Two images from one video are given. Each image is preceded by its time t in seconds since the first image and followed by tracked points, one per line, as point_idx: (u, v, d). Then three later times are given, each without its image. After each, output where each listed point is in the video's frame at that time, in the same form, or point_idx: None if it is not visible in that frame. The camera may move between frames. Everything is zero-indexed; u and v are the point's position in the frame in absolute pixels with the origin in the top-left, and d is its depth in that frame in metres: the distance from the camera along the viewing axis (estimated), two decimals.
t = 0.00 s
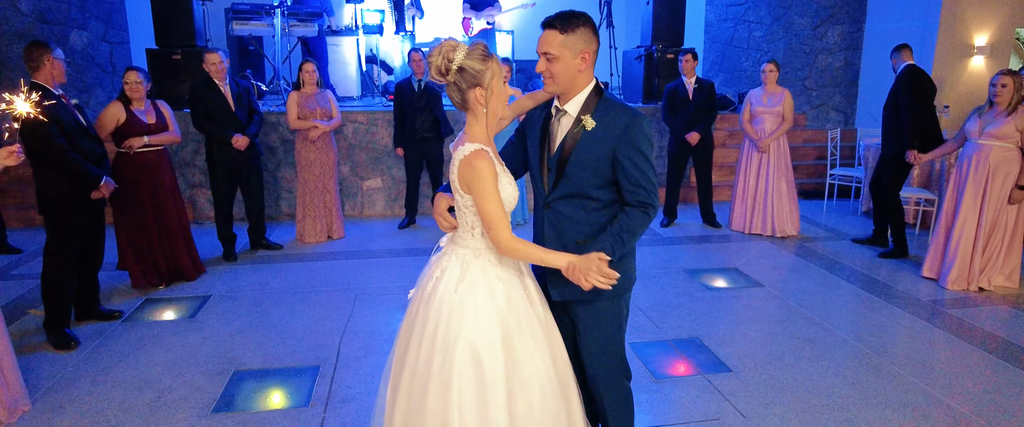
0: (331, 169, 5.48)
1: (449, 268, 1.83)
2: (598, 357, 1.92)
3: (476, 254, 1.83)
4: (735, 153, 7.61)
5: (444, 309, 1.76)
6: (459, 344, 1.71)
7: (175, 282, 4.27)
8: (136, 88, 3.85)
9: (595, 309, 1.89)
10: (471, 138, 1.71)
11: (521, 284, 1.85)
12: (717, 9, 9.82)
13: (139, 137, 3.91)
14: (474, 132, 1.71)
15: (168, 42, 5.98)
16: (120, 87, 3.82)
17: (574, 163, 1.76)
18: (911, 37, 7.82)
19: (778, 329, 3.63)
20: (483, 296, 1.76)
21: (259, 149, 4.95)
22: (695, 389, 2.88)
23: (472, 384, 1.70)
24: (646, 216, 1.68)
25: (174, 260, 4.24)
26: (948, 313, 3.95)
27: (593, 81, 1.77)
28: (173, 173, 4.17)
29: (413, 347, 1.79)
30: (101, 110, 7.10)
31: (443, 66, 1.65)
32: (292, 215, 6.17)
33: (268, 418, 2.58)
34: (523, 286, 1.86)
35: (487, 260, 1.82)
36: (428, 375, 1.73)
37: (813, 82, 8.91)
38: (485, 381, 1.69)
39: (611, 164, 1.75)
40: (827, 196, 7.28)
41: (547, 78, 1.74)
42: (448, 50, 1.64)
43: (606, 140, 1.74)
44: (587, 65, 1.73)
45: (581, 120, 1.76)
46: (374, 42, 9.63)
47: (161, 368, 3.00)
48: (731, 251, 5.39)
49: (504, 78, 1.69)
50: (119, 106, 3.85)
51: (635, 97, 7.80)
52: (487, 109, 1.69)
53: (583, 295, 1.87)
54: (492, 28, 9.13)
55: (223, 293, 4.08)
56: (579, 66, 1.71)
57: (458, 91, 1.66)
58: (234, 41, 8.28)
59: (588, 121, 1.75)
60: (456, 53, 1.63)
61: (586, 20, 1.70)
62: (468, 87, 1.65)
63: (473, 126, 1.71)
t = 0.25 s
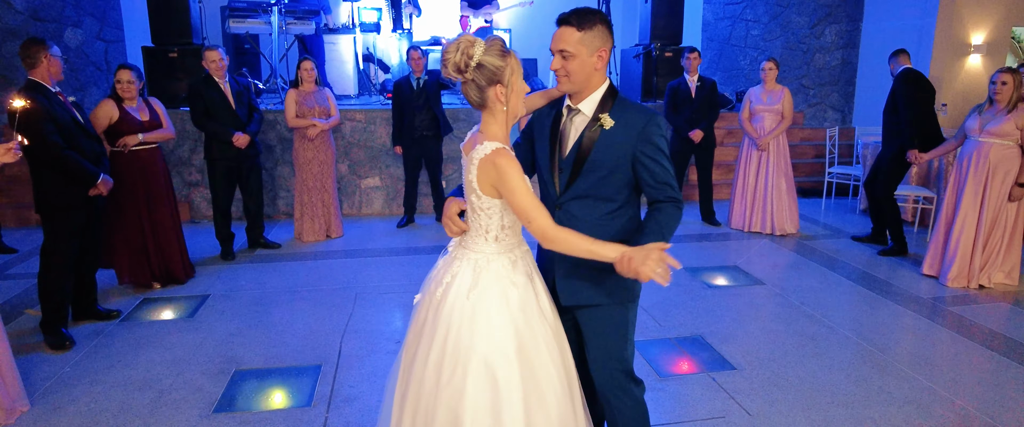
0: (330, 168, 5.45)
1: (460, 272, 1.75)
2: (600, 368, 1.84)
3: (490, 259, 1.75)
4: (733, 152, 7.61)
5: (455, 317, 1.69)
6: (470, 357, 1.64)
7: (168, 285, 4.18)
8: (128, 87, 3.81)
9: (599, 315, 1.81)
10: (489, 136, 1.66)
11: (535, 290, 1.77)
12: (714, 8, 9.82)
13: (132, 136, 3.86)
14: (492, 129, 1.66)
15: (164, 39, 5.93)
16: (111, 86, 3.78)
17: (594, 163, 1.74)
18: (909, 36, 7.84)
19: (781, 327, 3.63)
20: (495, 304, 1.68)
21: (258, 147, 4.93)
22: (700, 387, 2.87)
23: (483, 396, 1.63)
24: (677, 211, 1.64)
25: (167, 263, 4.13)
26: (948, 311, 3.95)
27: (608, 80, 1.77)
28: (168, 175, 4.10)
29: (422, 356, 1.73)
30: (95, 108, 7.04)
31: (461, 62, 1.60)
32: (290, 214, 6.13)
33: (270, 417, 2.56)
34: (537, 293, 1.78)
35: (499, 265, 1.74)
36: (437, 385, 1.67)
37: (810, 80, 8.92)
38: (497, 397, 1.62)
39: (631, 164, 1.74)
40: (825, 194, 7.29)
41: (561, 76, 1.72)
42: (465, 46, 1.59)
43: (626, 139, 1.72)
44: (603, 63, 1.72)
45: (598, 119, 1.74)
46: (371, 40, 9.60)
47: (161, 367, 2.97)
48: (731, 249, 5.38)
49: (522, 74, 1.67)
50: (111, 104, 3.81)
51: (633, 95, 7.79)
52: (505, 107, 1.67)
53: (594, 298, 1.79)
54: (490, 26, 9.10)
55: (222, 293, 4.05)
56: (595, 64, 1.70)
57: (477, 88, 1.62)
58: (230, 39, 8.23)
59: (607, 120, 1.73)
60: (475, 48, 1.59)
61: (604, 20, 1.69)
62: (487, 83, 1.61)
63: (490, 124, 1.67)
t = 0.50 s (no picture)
0: (327, 168, 5.43)
1: (489, 282, 1.68)
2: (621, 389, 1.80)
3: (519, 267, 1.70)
4: (730, 151, 7.63)
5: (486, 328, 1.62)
6: (506, 373, 1.58)
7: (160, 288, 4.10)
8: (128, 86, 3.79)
9: (621, 327, 1.76)
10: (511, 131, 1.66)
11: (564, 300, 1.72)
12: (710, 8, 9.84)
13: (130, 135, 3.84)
14: (514, 124, 1.66)
15: (161, 39, 5.90)
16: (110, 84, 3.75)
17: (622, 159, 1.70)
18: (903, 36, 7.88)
19: (781, 326, 3.64)
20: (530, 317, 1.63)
21: (258, 148, 4.92)
22: (702, 387, 2.88)
23: (514, 411, 1.57)
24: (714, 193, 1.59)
25: (159, 264, 4.07)
26: (946, 309, 3.97)
27: (628, 78, 1.75)
28: (165, 176, 4.07)
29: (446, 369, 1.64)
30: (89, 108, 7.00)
31: (480, 58, 1.59)
32: (287, 214, 6.11)
33: (271, 419, 2.54)
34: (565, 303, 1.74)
35: (529, 275, 1.69)
36: (467, 400, 1.60)
37: (806, 80, 8.95)
38: (536, 414, 1.57)
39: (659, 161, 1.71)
40: (821, 194, 7.31)
41: (580, 73, 1.71)
42: (484, 41, 1.58)
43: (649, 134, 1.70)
44: (623, 61, 1.71)
45: (621, 115, 1.71)
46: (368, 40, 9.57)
47: (160, 369, 2.95)
48: (728, 249, 5.39)
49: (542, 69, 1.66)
50: (109, 103, 3.79)
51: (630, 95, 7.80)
52: (526, 102, 1.65)
53: (605, 305, 1.74)
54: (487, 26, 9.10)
55: (220, 293, 4.03)
56: (615, 61, 1.69)
57: (497, 83, 1.60)
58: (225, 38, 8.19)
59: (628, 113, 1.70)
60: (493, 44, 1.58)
61: (623, 16, 1.69)
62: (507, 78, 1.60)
63: (510, 119, 1.66)
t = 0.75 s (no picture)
0: (322, 169, 5.42)
1: (509, 284, 1.68)
2: (641, 399, 1.69)
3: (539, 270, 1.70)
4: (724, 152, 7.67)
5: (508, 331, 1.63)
6: (537, 376, 1.59)
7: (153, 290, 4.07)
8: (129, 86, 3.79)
9: (646, 335, 1.65)
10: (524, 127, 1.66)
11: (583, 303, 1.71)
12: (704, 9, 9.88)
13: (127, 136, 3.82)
14: (525, 120, 1.66)
15: (154, 40, 5.87)
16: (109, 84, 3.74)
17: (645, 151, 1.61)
18: (895, 37, 7.94)
19: (777, 326, 3.66)
20: (552, 319, 1.63)
21: (254, 150, 4.92)
22: (699, 386, 2.89)
23: (538, 413, 1.58)
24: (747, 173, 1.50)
25: (153, 265, 4.04)
26: (940, 308, 4.00)
27: (647, 74, 1.71)
28: (162, 175, 4.08)
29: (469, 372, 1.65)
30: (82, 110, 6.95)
31: (488, 54, 1.60)
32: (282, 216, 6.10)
33: (269, 421, 2.54)
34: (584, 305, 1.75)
35: (547, 278, 1.69)
36: (490, 403, 1.60)
37: (799, 81, 8.99)
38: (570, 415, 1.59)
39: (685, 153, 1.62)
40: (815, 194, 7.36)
41: (596, 70, 1.68)
42: (492, 37, 1.59)
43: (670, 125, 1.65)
44: (640, 55, 1.67)
45: (639, 109, 1.66)
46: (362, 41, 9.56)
47: (156, 372, 2.94)
48: (723, 249, 5.42)
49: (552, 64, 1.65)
50: (107, 104, 3.76)
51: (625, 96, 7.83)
52: (537, 99, 1.64)
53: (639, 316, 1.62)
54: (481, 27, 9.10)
55: (216, 295, 4.01)
56: (632, 55, 1.66)
57: (506, 79, 1.61)
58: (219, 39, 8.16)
59: (647, 106, 1.64)
60: (501, 40, 1.59)
61: (640, 11, 1.66)
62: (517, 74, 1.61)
63: (521, 115, 1.66)
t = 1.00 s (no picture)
0: (317, 170, 5.41)
1: (504, 287, 1.69)
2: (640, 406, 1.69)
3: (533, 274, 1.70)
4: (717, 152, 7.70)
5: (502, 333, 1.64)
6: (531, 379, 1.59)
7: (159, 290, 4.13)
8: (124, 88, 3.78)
9: (638, 344, 1.66)
10: (522, 135, 1.65)
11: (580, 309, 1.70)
12: (697, 10, 9.92)
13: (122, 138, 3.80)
14: (523, 128, 1.65)
15: (147, 41, 5.84)
16: (104, 86, 3.72)
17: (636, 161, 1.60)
18: (887, 38, 8.00)
19: (771, 325, 3.68)
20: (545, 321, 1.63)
21: (250, 152, 4.90)
22: (695, 385, 2.91)
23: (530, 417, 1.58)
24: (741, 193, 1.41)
25: (152, 267, 4.07)
26: (931, 306, 4.04)
27: (656, 78, 1.65)
28: (158, 175, 4.06)
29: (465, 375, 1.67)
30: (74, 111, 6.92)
31: (486, 63, 1.63)
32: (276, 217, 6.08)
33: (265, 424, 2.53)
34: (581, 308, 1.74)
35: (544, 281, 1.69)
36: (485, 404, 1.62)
37: (791, 81, 9.04)
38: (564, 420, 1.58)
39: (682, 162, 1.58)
40: (807, 194, 7.40)
41: (602, 74, 1.66)
42: (489, 46, 1.62)
43: (670, 134, 1.59)
44: (648, 60, 1.63)
45: (641, 114, 1.61)
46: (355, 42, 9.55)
47: (151, 375, 2.93)
48: (717, 248, 5.45)
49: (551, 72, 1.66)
50: (101, 105, 3.75)
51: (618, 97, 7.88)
52: (535, 107, 1.65)
53: (640, 324, 1.63)
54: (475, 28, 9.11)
55: (210, 298, 4.00)
56: (638, 59, 1.62)
57: (504, 87, 1.63)
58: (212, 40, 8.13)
59: (648, 110, 1.60)
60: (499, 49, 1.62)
61: (650, 15, 1.63)
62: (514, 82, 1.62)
63: (519, 123, 1.65)
